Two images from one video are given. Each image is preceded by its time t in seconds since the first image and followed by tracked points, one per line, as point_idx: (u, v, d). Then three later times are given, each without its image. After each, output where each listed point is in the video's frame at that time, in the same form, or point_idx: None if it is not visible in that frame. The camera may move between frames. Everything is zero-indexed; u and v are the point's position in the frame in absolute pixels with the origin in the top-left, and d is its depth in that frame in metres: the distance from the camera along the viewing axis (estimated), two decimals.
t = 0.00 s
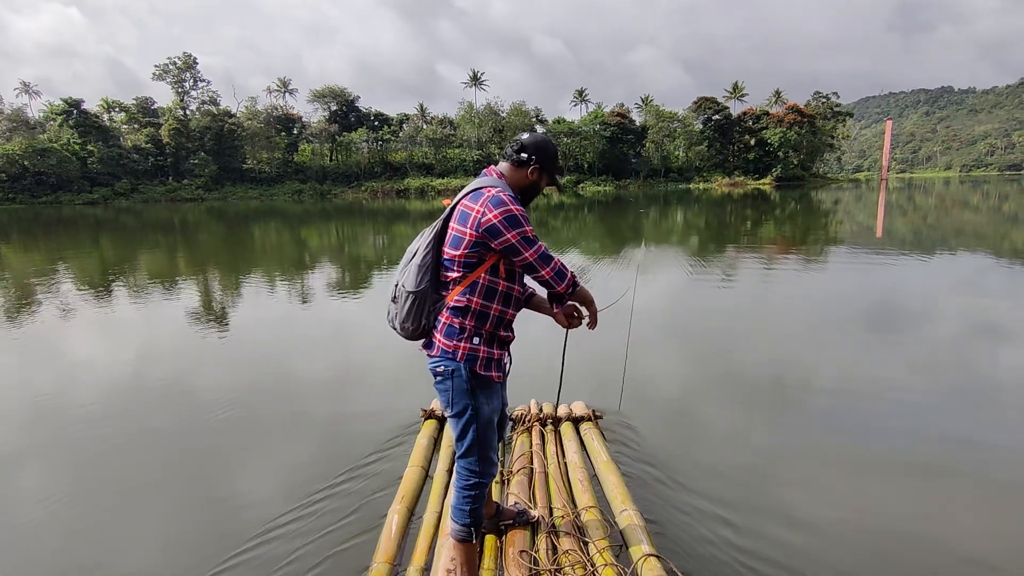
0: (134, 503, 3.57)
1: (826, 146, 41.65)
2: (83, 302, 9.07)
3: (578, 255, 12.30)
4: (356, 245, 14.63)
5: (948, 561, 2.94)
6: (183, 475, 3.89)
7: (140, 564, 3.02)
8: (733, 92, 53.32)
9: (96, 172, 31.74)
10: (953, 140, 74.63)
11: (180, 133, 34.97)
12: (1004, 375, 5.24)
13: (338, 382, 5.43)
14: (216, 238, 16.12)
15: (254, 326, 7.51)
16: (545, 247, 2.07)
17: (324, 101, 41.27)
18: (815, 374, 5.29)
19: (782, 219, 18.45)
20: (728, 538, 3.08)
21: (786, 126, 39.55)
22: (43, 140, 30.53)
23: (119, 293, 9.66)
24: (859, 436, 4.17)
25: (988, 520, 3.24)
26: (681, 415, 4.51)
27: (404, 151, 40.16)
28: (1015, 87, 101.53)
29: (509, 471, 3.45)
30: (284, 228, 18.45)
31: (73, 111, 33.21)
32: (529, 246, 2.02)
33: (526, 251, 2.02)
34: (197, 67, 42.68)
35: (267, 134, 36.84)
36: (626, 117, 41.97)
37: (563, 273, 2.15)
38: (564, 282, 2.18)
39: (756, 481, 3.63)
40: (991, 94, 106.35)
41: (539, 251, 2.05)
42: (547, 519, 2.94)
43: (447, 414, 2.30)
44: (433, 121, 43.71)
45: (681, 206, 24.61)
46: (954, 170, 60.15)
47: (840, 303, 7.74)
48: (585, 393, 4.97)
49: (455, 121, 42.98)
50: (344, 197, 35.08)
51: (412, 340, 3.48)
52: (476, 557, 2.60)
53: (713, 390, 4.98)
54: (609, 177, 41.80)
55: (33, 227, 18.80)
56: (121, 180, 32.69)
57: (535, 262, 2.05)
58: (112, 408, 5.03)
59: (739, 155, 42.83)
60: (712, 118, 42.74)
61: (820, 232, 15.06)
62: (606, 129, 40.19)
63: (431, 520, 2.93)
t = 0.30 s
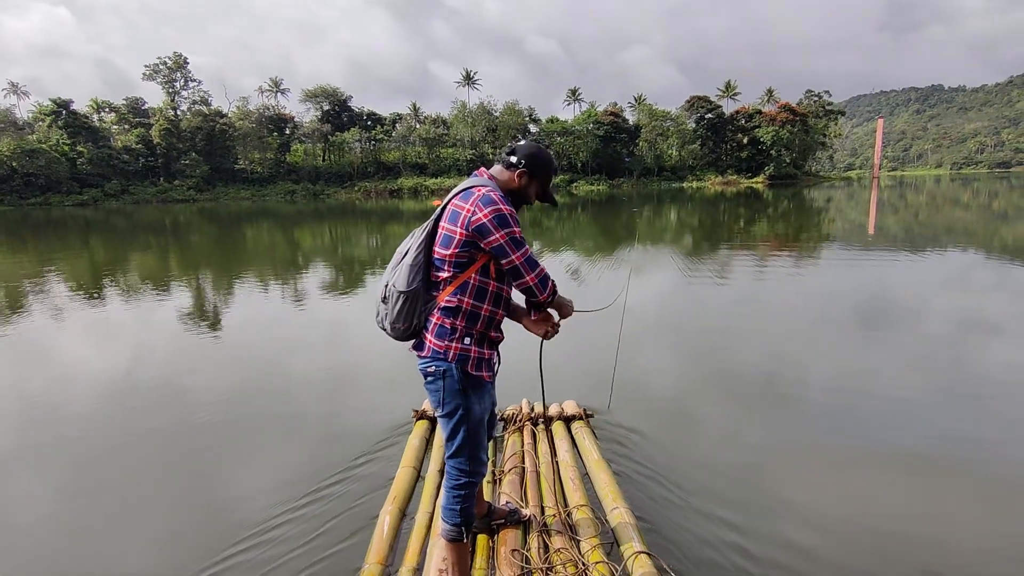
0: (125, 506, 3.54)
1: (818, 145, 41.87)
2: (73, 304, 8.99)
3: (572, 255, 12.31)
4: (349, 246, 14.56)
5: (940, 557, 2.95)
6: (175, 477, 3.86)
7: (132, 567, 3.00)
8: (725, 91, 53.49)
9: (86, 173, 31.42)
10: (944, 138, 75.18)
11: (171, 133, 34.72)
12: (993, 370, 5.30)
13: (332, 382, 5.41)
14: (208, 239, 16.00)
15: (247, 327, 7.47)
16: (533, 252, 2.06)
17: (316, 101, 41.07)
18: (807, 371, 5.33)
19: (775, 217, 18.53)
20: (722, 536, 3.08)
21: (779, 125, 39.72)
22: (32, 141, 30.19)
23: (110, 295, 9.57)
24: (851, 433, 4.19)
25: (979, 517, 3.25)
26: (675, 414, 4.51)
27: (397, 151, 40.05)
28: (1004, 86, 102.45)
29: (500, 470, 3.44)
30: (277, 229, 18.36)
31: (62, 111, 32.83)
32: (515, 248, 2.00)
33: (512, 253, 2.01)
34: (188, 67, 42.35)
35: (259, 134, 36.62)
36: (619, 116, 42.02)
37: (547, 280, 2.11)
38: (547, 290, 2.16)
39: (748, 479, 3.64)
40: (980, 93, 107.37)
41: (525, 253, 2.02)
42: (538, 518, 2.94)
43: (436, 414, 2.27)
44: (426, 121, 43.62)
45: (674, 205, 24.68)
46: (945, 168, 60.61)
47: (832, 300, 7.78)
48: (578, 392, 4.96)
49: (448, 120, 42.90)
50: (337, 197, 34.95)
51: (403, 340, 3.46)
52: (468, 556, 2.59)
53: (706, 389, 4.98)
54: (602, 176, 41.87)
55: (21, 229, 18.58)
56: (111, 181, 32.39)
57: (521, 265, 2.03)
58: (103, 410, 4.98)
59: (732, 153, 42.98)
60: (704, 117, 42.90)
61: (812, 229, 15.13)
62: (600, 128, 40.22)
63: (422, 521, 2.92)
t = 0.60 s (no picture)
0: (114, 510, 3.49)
1: (810, 145, 42.11)
2: (63, 307, 8.87)
3: (565, 255, 12.32)
4: (342, 247, 14.49)
5: (932, 555, 2.96)
6: (165, 481, 3.81)
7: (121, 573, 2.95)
8: (718, 91, 53.69)
9: (76, 174, 31.08)
10: (934, 138, 75.75)
11: (162, 134, 34.45)
12: (982, 367, 5.34)
13: (325, 384, 5.38)
14: (200, 241, 15.88)
15: (240, 329, 7.42)
16: (497, 254, 1.94)
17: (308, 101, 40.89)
18: (800, 369, 5.35)
19: (767, 217, 18.60)
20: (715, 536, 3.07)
21: (771, 125, 39.90)
22: (20, 142, 29.82)
23: (100, 297, 9.47)
24: (843, 431, 4.20)
25: (971, 514, 3.27)
26: (668, 414, 4.50)
27: (390, 152, 39.95)
28: (992, 86, 103.38)
29: (491, 471, 3.42)
30: (269, 230, 18.25)
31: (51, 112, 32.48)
32: (478, 250, 1.93)
33: (474, 255, 1.94)
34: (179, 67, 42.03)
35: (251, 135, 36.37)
36: (612, 116, 42.06)
37: (511, 286, 1.94)
38: (509, 298, 1.96)
39: (741, 477, 3.64)
40: (969, 93, 108.22)
41: (487, 257, 1.93)
42: (529, 518, 2.93)
43: (423, 417, 2.26)
44: (419, 121, 43.53)
45: (667, 205, 24.75)
46: (936, 167, 61.04)
47: (824, 299, 7.82)
48: (572, 392, 4.95)
49: (441, 120, 42.83)
50: (330, 198, 34.81)
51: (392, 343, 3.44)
52: (458, 558, 2.57)
53: (699, 388, 4.98)
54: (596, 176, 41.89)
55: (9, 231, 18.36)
56: (101, 182, 32.08)
57: (480, 269, 1.93)
58: (92, 413, 4.91)
59: (725, 153, 43.13)
60: (698, 117, 43.04)
61: (804, 229, 15.21)
62: (594, 128, 40.27)
63: (413, 523, 2.90)
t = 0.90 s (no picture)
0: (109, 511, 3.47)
1: (806, 142, 42.15)
2: (57, 307, 8.83)
3: (562, 253, 12.31)
4: (338, 246, 14.44)
5: (929, 550, 2.96)
6: (159, 481, 3.79)
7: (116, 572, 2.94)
8: (714, 89, 53.69)
9: (69, 174, 30.85)
10: (929, 135, 75.93)
11: (156, 133, 34.26)
12: (977, 363, 5.36)
13: (321, 383, 5.37)
14: (195, 240, 15.81)
15: (236, 328, 7.40)
16: (464, 242, 1.92)
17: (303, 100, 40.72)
18: (796, 366, 5.36)
19: (764, 215, 18.60)
20: (712, 533, 3.07)
21: (767, 122, 39.91)
22: (13, 141, 29.62)
23: (95, 298, 9.42)
24: (839, 428, 4.20)
25: (967, 510, 3.27)
26: (665, 411, 4.50)
27: (386, 150, 39.85)
28: (987, 84, 103.71)
29: (486, 469, 3.42)
30: (265, 229, 18.16)
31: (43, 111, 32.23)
32: (450, 237, 1.93)
33: (446, 240, 1.94)
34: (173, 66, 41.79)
35: (246, 133, 36.18)
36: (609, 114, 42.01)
37: (470, 273, 1.90)
38: (468, 285, 1.91)
39: (736, 473, 3.65)
40: (964, 90, 108.48)
41: (456, 243, 1.92)
42: (524, 516, 2.92)
43: (416, 415, 2.25)
44: (415, 120, 43.41)
45: (664, 203, 24.73)
46: (931, 165, 61.19)
47: (820, 297, 7.83)
48: (569, 389, 4.94)
49: (437, 119, 42.74)
50: (326, 197, 34.68)
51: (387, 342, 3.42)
52: (454, 555, 2.57)
53: (696, 385, 4.98)
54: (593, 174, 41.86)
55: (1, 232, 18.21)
56: (95, 182, 31.88)
57: (447, 253, 1.92)
58: (88, 413, 4.89)
59: (721, 151, 43.13)
60: (694, 115, 43.02)
61: (801, 227, 15.21)
62: (590, 127, 40.24)
63: (408, 521, 2.89)
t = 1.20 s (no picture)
0: (104, 509, 3.46)
1: (803, 139, 42.14)
2: (52, 306, 8.76)
3: (560, 250, 12.30)
4: (335, 244, 14.39)
5: (925, 546, 2.96)
6: (154, 479, 3.78)
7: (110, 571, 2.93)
8: (711, 85, 53.55)
9: (63, 171, 30.66)
10: (926, 132, 75.99)
11: (151, 131, 34.09)
12: (973, 359, 5.37)
13: (318, 380, 5.36)
14: (191, 238, 15.75)
15: (232, 326, 7.38)
16: (440, 226, 1.92)
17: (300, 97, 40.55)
18: (793, 362, 5.36)
19: (762, 211, 18.58)
20: (708, 528, 3.07)
21: (765, 119, 39.86)
22: (6, 139, 29.37)
23: (91, 296, 9.39)
24: (836, 425, 4.20)
25: (963, 506, 3.28)
26: (661, 408, 4.49)
27: (382, 147, 39.72)
28: (984, 80, 103.78)
29: (481, 465, 3.41)
30: (261, 227, 18.05)
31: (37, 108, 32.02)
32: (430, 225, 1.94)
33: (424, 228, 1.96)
34: (168, 63, 41.57)
35: (242, 130, 36.02)
36: (606, 111, 41.93)
37: (445, 256, 1.90)
38: (439, 268, 1.90)
39: (734, 469, 3.65)
40: (961, 87, 108.55)
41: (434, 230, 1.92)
42: (519, 511, 2.92)
43: (409, 410, 2.24)
44: (411, 117, 43.22)
45: (662, 200, 24.69)
46: (928, 161, 61.25)
47: (817, 293, 7.84)
48: (566, 387, 4.92)
49: (434, 116, 42.60)
50: (322, 194, 34.57)
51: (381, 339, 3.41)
52: (449, 551, 2.57)
53: (693, 382, 4.97)
54: (590, 171, 41.79)
55: None
56: (90, 179, 31.69)
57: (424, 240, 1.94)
58: (83, 413, 4.86)
59: (719, 148, 43.08)
60: (691, 111, 42.96)
61: (798, 223, 15.20)
62: (587, 123, 40.17)
63: (403, 517, 2.90)
